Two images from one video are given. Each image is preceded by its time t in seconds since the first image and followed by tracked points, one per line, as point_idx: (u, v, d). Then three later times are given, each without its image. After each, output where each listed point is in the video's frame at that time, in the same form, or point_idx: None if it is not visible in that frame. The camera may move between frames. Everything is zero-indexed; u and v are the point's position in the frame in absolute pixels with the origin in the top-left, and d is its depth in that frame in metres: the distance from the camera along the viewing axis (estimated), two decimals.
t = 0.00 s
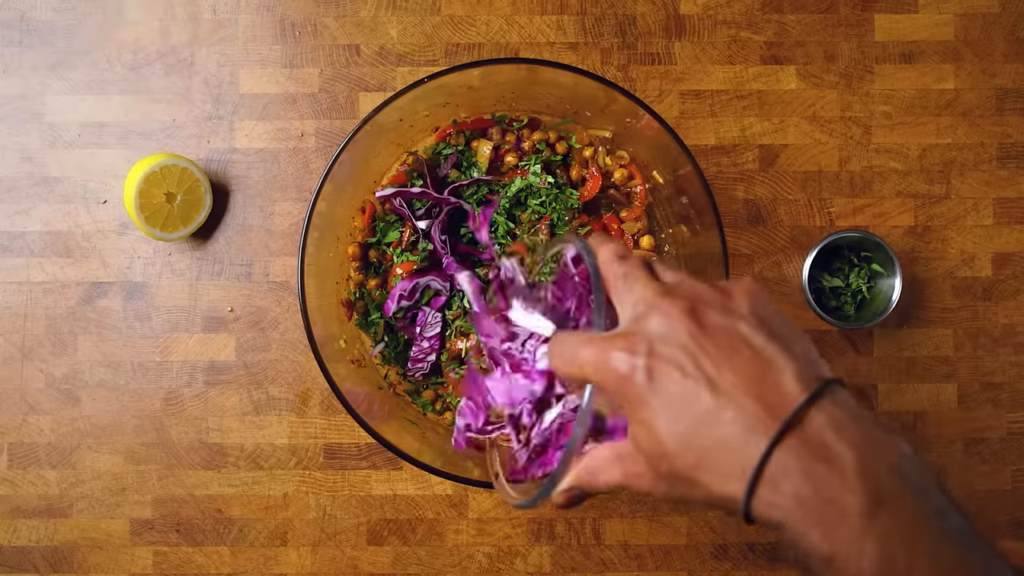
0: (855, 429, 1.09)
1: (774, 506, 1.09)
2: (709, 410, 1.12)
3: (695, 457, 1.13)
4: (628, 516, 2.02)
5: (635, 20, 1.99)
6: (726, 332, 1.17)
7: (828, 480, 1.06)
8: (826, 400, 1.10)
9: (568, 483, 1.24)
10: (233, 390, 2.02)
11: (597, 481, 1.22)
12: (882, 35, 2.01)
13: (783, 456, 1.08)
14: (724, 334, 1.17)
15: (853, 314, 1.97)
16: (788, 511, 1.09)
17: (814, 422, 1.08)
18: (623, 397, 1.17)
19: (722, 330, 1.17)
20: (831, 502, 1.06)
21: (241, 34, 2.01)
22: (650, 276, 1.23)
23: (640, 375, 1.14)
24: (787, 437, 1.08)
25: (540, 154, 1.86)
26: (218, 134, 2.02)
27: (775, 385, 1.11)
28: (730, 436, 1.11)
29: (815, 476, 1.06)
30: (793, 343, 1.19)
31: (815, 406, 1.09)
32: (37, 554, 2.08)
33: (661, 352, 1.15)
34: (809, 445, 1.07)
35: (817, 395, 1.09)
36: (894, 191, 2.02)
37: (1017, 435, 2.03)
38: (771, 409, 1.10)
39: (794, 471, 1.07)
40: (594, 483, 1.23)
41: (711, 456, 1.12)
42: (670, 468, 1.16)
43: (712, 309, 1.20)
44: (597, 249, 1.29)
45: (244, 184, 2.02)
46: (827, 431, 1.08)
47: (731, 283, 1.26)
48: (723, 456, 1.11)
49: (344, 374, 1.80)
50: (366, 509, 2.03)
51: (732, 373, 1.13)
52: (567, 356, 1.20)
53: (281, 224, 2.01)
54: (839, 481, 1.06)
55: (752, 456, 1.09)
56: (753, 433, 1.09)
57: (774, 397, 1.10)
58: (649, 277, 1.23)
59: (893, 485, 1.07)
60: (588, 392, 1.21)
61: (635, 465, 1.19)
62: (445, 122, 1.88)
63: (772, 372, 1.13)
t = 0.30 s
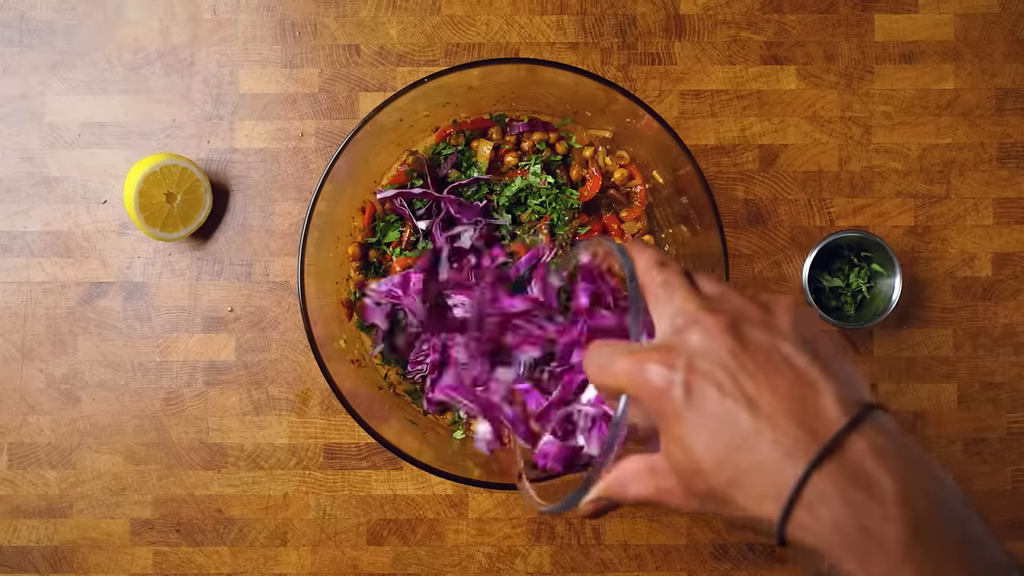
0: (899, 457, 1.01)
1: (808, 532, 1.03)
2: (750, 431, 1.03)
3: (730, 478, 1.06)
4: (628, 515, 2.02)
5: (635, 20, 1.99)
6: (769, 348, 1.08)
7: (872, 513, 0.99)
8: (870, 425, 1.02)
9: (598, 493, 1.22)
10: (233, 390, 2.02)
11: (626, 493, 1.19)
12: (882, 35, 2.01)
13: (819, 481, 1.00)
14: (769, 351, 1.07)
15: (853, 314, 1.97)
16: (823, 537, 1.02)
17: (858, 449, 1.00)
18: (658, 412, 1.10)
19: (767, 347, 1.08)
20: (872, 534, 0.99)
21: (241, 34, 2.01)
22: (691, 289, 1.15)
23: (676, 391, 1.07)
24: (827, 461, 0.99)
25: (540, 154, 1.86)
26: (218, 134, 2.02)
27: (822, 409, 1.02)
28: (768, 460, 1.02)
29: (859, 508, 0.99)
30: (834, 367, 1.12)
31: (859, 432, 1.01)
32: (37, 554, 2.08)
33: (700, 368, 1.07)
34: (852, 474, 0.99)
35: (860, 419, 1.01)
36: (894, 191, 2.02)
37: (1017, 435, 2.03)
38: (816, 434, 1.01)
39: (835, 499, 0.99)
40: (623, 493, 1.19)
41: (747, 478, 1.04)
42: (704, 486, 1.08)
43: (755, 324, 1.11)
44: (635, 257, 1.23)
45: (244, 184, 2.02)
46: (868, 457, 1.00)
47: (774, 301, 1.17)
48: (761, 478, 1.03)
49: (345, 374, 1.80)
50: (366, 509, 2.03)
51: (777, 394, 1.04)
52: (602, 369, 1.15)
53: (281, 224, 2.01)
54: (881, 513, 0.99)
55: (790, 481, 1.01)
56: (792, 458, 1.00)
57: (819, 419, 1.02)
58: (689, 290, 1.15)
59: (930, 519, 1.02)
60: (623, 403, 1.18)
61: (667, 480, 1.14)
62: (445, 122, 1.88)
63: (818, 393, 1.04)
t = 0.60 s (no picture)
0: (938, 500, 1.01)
1: None
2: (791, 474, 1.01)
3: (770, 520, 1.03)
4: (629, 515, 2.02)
5: (635, 20, 1.99)
6: (814, 388, 1.05)
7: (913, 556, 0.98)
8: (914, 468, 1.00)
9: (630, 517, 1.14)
10: (233, 390, 2.02)
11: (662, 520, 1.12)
12: (882, 35, 2.01)
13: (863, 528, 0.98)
14: (813, 389, 1.05)
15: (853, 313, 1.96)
16: None
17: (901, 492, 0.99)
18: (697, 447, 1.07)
19: (811, 387, 1.05)
20: None
21: (241, 34, 2.01)
22: (733, 319, 1.13)
23: (716, 427, 1.04)
24: (871, 507, 0.98)
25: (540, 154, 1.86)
26: (218, 134, 2.02)
27: (864, 452, 1.00)
28: (810, 501, 0.99)
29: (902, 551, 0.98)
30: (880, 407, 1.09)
31: (902, 476, 0.99)
32: (37, 554, 2.08)
33: (743, 404, 1.04)
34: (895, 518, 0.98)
35: (905, 464, 0.99)
36: (894, 191, 2.02)
37: (1017, 435, 2.03)
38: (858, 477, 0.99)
39: (877, 545, 0.98)
40: (658, 520, 1.13)
41: (789, 520, 1.01)
42: (742, 524, 1.05)
43: (799, 361, 1.09)
44: (673, 275, 1.24)
45: (244, 184, 2.02)
46: (912, 504, 0.99)
47: (821, 335, 1.15)
48: (800, 522, 1.01)
49: (345, 374, 1.80)
50: (366, 510, 2.03)
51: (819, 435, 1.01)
52: (640, 397, 1.10)
53: (281, 224, 2.01)
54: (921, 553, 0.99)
55: (830, 526, 0.98)
56: (835, 503, 0.98)
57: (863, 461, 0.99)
58: (733, 322, 1.13)
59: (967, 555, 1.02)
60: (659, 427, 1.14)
61: (702, 510, 1.09)
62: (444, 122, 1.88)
63: (862, 435, 1.01)
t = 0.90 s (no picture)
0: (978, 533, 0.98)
1: None
2: (824, 495, 1.01)
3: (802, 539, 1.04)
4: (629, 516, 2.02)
5: (635, 20, 1.99)
6: (850, 410, 1.05)
7: None
8: (949, 500, 0.98)
9: (654, 534, 1.19)
10: (233, 390, 2.02)
11: (686, 539, 1.17)
12: (882, 35, 2.01)
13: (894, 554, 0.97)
14: (850, 411, 1.05)
15: (853, 313, 1.96)
16: None
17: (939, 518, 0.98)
18: (729, 464, 1.08)
19: (847, 409, 1.05)
20: None
21: (241, 34, 2.01)
22: (769, 338, 1.13)
23: (750, 445, 1.04)
24: (905, 533, 0.97)
25: (540, 153, 1.86)
26: (218, 134, 2.02)
27: (898, 477, 1.00)
28: (841, 525, 1.00)
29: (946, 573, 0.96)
30: (921, 431, 1.07)
31: (938, 505, 0.98)
32: (37, 554, 2.08)
33: (776, 423, 1.05)
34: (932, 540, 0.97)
35: (941, 492, 0.98)
36: (894, 191, 2.02)
37: (1018, 435, 2.02)
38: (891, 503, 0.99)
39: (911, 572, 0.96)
40: (682, 539, 1.17)
41: (821, 541, 1.02)
42: (773, 542, 1.07)
43: (835, 381, 1.08)
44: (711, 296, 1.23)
45: (244, 184, 2.02)
46: (949, 532, 0.97)
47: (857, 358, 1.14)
48: (832, 544, 1.01)
49: (345, 374, 1.80)
50: (366, 510, 2.03)
51: (852, 457, 1.01)
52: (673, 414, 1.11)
53: (281, 224, 2.01)
54: None
55: (863, 550, 0.98)
56: (868, 527, 0.98)
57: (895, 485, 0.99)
58: (769, 341, 1.13)
59: None
60: (690, 445, 1.15)
61: (731, 530, 1.12)
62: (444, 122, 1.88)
63: (896, 460, 1.01)
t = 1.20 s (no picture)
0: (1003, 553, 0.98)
1: None
2: (845, 509, 1.01)
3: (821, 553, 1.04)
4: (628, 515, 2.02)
5: (635, 20, 1.99)
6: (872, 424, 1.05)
7: None
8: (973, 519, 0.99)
9: (667, 545, 1.17)
10: (233, 390, 2.02)
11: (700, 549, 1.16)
12: (883, 35, 2.01)
13: None
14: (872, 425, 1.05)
15: (853, 313, 1.96)
16: None
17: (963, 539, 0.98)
18: (745, 474, 1.07)
19: (869, 423, 1.05)
20: None
21: (241, 34, 2.01)
22: (791, 348, 1.14)
23: (770, 455, 1.04)
24: (927, 553, 0.97)
25: (540, 153, 1.86)
26: (218, 134, 2.02)
27: (920, 493, 1.00)
28: (862, 539, 1.00)
29: None
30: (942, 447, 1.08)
31: (962, 523, 0.98)
32: (37, 554, 2.08)
33: (797, 434, 1.05)
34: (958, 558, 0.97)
35: (966, 511, 0.99)
36: (894, 191, 2.02)
37: (1017, 435, 2.03)
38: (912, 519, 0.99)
39: None
40: (696, 549, 1.16)
41: (840, 555, 1.02)
42: (790, 555, 1.07)
43: (856, 394, 1.09)
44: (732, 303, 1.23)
45: (244, 184, 2.02)
46: (973, 551, 0.97)
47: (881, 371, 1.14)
48: (851, 558, 1.01)
49: (345, 374, 1.80)
50: (366, 509, 2.03)
51: (874, 472, 1.01)
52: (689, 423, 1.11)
53: (281, 224, 2.01)
54: None
55: (885, 566, 0.98)
56: (890, 543, 0.98)
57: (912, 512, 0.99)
58: (790, 350, 1.14)
59: None
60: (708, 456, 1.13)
61: (747, 545, 1.11)
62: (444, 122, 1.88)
63: (919, 476, 1.01)
